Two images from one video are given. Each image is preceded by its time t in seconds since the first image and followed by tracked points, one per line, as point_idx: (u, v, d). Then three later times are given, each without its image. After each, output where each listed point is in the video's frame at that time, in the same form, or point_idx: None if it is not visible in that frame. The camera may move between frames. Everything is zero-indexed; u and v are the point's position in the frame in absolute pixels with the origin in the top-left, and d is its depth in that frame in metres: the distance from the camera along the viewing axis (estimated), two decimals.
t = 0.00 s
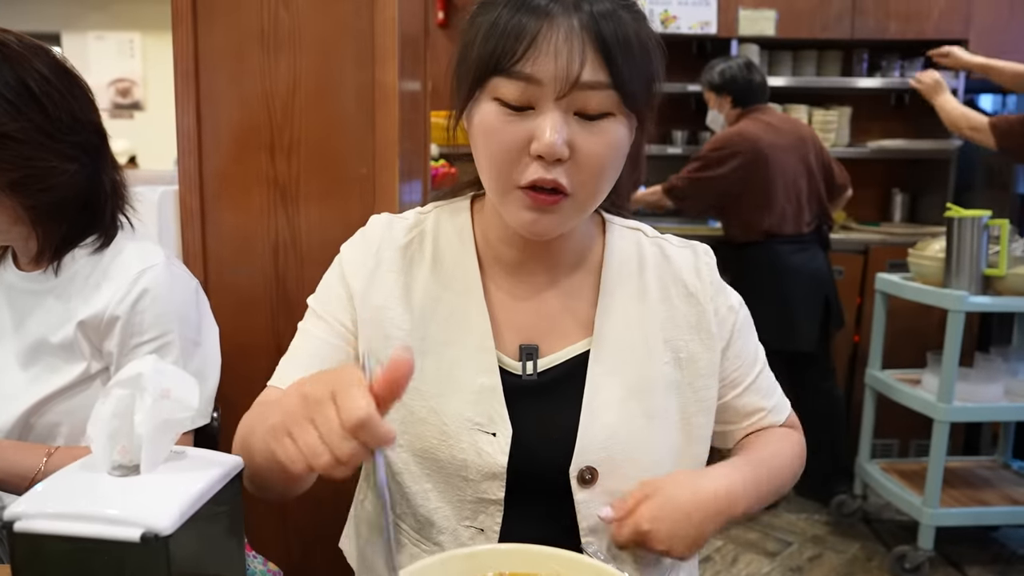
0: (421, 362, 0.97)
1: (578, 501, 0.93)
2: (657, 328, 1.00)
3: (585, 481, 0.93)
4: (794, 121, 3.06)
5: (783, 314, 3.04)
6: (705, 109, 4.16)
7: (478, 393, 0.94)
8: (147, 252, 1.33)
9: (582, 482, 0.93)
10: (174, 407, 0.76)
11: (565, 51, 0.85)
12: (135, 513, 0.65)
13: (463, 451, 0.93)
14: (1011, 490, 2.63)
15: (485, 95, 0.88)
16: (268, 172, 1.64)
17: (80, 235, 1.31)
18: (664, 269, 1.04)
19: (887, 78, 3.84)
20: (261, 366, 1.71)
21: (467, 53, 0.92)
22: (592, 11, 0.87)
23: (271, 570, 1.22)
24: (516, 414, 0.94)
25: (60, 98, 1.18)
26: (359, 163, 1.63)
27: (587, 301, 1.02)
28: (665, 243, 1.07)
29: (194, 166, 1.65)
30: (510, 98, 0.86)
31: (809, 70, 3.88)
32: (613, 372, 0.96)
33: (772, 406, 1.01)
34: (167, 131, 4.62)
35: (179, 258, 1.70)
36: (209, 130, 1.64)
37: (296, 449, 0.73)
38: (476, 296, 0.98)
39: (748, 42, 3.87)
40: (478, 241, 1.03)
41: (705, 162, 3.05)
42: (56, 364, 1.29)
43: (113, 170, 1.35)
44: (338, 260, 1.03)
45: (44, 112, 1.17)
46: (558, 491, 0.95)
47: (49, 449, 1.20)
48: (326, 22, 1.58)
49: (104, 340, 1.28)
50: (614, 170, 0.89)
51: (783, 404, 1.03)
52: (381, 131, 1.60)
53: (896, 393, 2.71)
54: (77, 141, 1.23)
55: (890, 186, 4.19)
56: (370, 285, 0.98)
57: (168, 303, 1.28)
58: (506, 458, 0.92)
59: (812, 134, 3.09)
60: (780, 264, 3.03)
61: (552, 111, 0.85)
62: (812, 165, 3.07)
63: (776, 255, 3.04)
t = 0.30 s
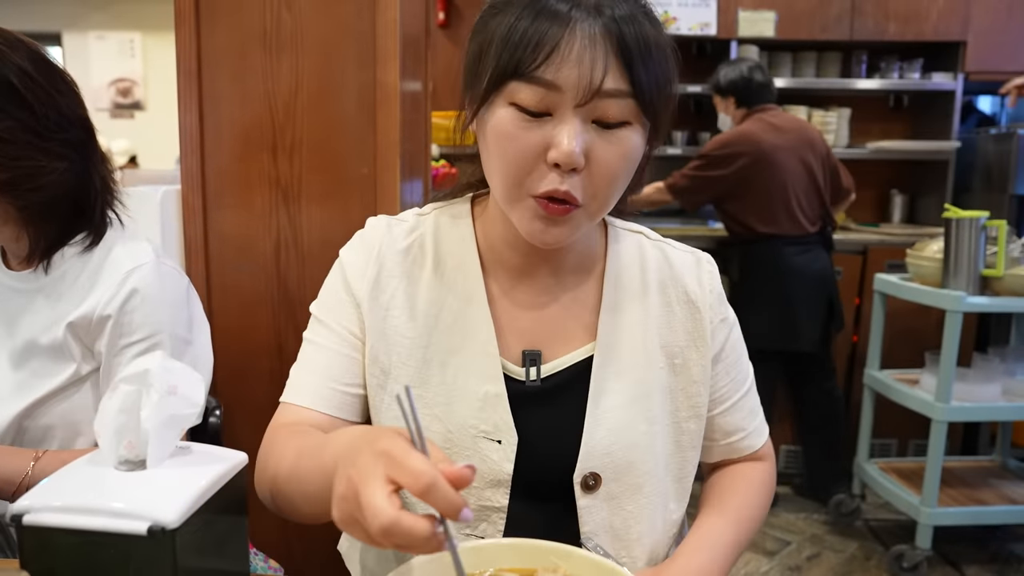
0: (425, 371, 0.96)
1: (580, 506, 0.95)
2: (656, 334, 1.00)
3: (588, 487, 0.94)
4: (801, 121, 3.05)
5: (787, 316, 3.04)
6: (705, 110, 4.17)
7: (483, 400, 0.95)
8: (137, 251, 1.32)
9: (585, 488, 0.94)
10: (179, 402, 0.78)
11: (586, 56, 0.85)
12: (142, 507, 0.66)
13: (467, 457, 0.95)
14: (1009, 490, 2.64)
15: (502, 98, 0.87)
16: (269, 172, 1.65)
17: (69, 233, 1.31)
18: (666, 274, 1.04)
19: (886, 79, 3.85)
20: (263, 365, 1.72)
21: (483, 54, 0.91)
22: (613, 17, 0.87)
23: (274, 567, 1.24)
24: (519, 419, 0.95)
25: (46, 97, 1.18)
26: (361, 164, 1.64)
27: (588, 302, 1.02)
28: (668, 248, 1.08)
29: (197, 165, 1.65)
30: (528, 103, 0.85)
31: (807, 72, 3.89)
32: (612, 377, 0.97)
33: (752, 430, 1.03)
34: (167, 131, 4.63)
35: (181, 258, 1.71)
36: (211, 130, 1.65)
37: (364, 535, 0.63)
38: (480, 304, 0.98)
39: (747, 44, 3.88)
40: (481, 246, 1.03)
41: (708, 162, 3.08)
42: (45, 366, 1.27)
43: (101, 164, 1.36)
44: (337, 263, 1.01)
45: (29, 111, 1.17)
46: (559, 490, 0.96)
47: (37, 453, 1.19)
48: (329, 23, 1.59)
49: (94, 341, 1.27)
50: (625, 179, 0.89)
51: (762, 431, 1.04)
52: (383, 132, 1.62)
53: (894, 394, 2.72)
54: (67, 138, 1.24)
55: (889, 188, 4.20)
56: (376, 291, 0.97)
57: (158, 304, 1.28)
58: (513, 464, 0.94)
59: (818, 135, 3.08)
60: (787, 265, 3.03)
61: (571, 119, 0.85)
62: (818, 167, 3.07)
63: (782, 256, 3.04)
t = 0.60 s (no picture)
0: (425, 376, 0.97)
1: (572, 517, 0.95)
2: (652, 346, 1.00)
3: (584, 500, 0.94)
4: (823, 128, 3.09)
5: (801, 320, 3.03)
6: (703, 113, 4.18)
7: (482, 406, 0.94)
8: (122, 252, 1.31)
9: (582, 500, 0.94)
10: (179, 404, 0.79)
11: (596, 67, 0.85)
12: (143, 509, 0.66)
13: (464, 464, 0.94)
14: (1006, 492, 2.65)
15: (509, 108, 0.88)
16: (270, 175, 1.66)
17: (51, 236, 1.29)
18: (667, 287, 1.04)
19: (883, 83, 3.86)
20: (261, 368, 1.73)
21: (490, 61, 0.92)
22: (624, 27, 0.88)
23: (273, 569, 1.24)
24: (515, 428, 0.95)
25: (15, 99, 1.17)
26: (362, 168, 1.65)
27: (588, 309, 1.02)
28: (673, 260, 1.08)
29: (197, 168, 1.66)
30: (536, 113, 0.86)
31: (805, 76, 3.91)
32: (606, 389, 0.97)
33: (719, 465, 1.03)
34: (165, 133, 4.63)
35: (182, 261, 1.71)
36: (211, 133, 1.66)
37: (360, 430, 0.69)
38: (481, 313, 0.98)
39: (745, 48, 3.89)
40: (483, 252, 1.02)
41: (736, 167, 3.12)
42: (28, 374, 1.25)
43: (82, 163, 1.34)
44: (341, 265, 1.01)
45: None
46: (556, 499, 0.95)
47: (27, 459, 1.19)
48: (330, 27, 1.60)
49: (80, 346, 1.25)
50: (632, 190, 0.90)
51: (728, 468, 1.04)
52: (384, 137, 1.62)
53: (891, 396, 2.72)
54: (40, 138, 1.22)
55: (886, 191, 4.22)
56: (378, 294, 0.98)
57: (145, 306, 1.27)
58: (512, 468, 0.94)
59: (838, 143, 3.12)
60: (801, 271, 3.03)
61: (579, 130, 0.86)
62: (839, 173, 3.09)
63: (797, 262, 3.04)
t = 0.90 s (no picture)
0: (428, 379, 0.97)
1: (578, 518, 0.94)
2: (652, 345, 0.99)
3: (591, 501, 0.94)
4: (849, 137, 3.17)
5: (831, 321, 3.01)
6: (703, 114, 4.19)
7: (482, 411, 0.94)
8: (105, 251, 1.29)
9: (589, 502, 0.94)
10: (177, 406, 0.78)
11: (586, 72, 0.85)
12: (140, 511, 0.66)
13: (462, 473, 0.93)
14: (1006, 495, 2.65)
15: (500, 112, 0.88)
16: (268, 175, 1.65)
17: (32, 234, 1.25)
18: (666, 286, 1.03)
19: (884, 84, 3.86)
20: (260, 369, 1.72)
21: (481, 63, 0.91)
22: (613, 28, 0.87)
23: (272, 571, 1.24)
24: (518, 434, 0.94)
25: None
26: (359, 167, 1.64)
27: (587, 311, 1.02)
28: (672, 258, 1.07)
29: (194, 170, 1.66)
30: (527, 119, 0.86)
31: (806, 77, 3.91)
32: (607, 388, 0.96)
33: (723, 463, 1.03)
34: (164, 133, 4.62)
35: (181, 263, 1.71)
36: (210, 134, 1.65)
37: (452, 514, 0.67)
38: (479, 317, 0.97)
39: (745, 50, 3.89)
40: (482, 255, 1.02)
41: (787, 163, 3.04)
42: (11, 378, 1.23)
43: (61, 160, 1.28)
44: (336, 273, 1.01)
45: None
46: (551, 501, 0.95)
47: (25, 463, 1.19)
48: (325, 27, 1.59)
49: (65, 350, 1.23)
50: (625, 193, 0.89)
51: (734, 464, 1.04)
52: (381, 136, 1.62)
53: (891, 399, 2.72)
54: (17, 138, 1.18)
55: (887, 193, 4.22)
56: (381, 302, 0.97)
57: (130, 306, 1.25)
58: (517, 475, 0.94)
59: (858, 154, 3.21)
60: (834, 275, 3.01)
61: (569, 135, 0.85)
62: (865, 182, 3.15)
63: (830, 265, 3.02)
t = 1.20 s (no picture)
0: (403, 382, 0.95)
1: (553, 519, 0.94)
2: (638, 346, 0.98)
3: (563, 501, 0.93)
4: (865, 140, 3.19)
5: (846, 321, 3.00)
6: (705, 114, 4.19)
7: (459, 413, 0.93)
8: (85, 245, 1.21)
9: (561, 502, 0.93)
10: (177, 406, 0.78)
11: (649, 59, 0.87)
12: (142, 511, 0.65)
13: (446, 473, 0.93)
14: (1007, 496, 2.64)
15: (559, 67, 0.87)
16: (268, 176, 1.65)
17: (10, 231, 1.21)
18: (657, 286, 1.01)
19: (885, 84, 3.85)
20: (261, 369, 1.72)
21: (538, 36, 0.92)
22: (676, 38, 0.91)
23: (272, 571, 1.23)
24: (496, 433, 0.94)
25: None
26: (359, 168, 1.64)
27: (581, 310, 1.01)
28: (665, 256, 1.04)
29: (195, 168, 1.66)
30: (589, 76, 0.86)
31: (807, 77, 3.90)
32: (593, 390, 0.95)
33: (716, 465, 1.01)
34: (165, 133, 4.62)
35: (182, 262, 1.71)
36: (210, 133, 1.65)
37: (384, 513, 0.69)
38: (460, 318, 0.95)
39: (746, 49, 3.88)
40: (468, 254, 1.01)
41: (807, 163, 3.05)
42: None
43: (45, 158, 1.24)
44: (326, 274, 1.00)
45: None
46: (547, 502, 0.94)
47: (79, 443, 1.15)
48: (328, 26, 1.59)
49: (48, 354, 1.15)
50: (645, 180, 0.86)
51: (731, 468, 1.03)
52: (382, 138, 1.61)
53: (892, 399, 2.71)
54: None
55: (888, 194, 4.21)
56: (363, 305, 0.96)
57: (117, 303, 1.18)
58: (497, 476, 0.93)
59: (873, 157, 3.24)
60: (854, 277, 3.01)
61: (619, 102, 0.85)
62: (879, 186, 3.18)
63: (849, 266, 3.02)
